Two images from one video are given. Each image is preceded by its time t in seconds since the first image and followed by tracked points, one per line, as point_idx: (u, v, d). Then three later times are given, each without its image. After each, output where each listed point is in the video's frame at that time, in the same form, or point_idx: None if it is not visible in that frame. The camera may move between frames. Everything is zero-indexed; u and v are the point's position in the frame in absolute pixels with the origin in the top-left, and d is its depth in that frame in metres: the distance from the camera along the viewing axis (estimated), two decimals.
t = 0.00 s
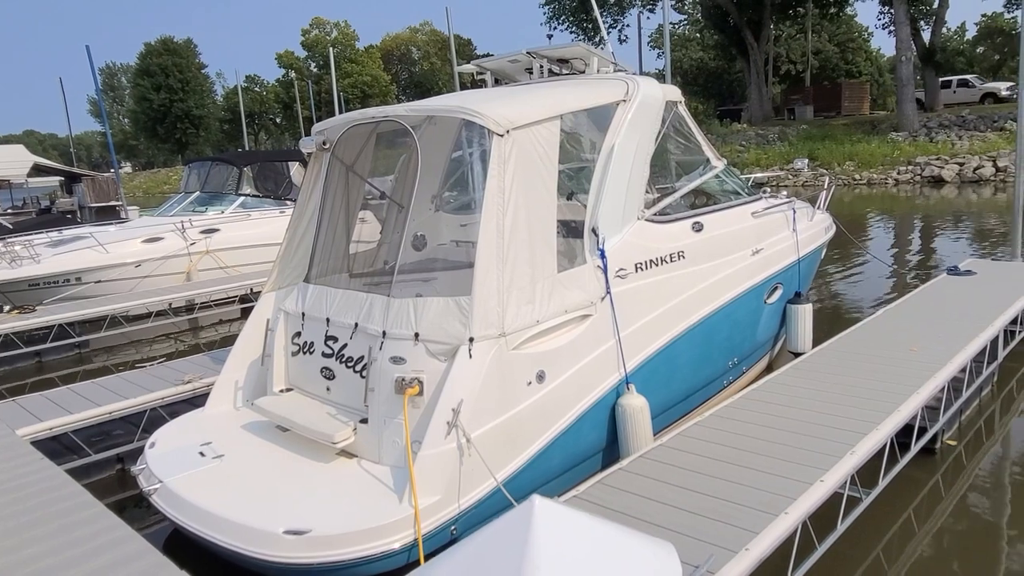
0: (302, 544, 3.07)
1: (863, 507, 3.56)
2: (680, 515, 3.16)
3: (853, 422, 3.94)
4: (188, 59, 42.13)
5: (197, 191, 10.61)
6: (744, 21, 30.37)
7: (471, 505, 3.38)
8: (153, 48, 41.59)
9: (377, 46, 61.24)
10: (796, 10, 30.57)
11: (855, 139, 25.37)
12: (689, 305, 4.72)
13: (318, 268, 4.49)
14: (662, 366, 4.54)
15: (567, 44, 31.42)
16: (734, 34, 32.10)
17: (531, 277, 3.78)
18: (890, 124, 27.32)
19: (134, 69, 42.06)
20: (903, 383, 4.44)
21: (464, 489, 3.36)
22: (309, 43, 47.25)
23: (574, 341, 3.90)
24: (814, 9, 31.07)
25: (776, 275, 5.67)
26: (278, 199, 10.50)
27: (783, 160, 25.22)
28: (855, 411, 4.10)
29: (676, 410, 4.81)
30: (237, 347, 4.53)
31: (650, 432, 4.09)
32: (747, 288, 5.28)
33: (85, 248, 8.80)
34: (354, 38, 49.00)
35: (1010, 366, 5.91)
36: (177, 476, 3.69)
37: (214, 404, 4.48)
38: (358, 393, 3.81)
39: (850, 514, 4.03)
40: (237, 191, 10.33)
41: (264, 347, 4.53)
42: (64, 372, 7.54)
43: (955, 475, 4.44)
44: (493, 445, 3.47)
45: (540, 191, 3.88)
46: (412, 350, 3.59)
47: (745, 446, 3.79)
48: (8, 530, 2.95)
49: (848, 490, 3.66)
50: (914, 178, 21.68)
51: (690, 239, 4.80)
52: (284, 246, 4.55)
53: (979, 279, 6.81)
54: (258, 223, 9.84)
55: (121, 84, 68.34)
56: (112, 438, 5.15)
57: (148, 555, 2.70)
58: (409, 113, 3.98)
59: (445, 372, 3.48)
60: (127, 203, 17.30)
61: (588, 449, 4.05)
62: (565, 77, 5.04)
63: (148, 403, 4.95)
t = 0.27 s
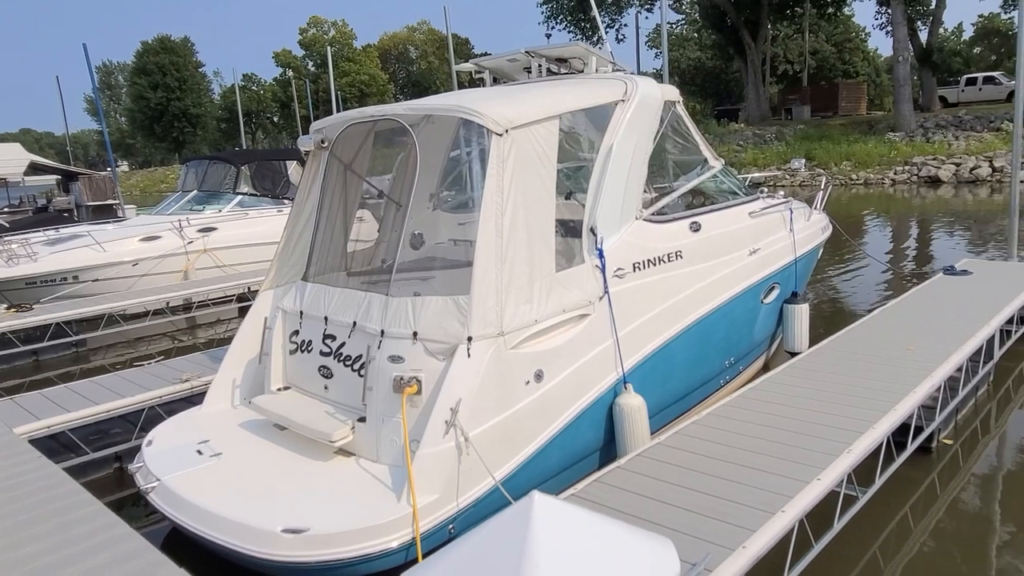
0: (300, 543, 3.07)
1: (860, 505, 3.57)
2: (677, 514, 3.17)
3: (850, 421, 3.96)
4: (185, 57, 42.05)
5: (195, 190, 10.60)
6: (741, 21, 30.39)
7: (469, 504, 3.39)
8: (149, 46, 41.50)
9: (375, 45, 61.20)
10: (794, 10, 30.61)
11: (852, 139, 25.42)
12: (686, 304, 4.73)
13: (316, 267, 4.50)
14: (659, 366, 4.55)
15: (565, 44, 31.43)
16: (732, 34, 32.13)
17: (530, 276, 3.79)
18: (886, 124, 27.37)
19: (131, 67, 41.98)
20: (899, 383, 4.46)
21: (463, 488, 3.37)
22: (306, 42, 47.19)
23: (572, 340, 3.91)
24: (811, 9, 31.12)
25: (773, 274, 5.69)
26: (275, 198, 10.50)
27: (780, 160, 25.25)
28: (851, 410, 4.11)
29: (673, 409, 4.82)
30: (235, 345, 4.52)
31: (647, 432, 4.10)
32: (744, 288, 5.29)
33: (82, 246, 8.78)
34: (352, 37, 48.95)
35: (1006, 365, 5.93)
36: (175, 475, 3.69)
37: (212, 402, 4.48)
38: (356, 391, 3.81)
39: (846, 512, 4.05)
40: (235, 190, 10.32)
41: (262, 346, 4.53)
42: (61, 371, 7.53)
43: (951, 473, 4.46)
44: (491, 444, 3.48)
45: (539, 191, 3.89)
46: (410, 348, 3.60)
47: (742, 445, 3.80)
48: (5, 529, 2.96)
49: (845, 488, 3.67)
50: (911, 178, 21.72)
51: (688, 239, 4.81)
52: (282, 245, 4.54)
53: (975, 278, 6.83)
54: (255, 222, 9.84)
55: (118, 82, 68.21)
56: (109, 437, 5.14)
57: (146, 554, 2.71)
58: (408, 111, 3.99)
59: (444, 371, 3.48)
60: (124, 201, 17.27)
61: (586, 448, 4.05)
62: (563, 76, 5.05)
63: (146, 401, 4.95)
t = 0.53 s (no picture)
0: (299, 543, 3.07)
1: (858, 503, 3.58)
2: (676, 512, 3.17)
3: (848, 419, 3.96)
4: (182, 56, 41.95)
5: (192, 188, 10.58)
6: (738, 20, 30.41)
7: (468, 503, 3.38)
8: (145, 45, 41.37)
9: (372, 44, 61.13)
10: (791, 9, 30.63)
11: (849, 138, 25.46)
12: (685, 303, 4.73)
13: (314, 265, 4.49)
14: (657, 364, 4.56)
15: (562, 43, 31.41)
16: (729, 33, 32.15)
17: (528, 275, 3.78)
18: (883, 123, 27.42)
19: (128, 65, 41.87)
20: (897, 381, 4.47)
21: (462, 487, 3.37)
22: (303, 41, 47.11)
23: (571, 339, 3.91)
24: (808, 8, 31.16)
25: (771, 273, 5.70)
26: (273, 197, 10.50)
27: (777, 159, 25.27)
28: (850, 408, 4.12)
29: (671, 408, 4.82)
30: (232, 344, 4.51)
31: (646, 431, 4.10)
32: (741, 286, 5.30)
33: (79, 245, 8.76)
34: (349, 35, 48.87)
35: (1003, 364, 5.94)
36: (173, 474, 3.68)
37: (209, 401, 4.47)
38: (354, 390, 3.81)
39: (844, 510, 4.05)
40: (232, 189, 10.30)
41: (260, 344, 4.52)
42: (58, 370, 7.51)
43: (948, 471, 4.47)
44: (490, 442, 3.48)
45: (537, 189, 3.89)
46: (409, 347, 3.60)
47: (741, 443, 3.81)
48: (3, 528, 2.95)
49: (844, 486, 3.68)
50: (907, 177, 21.76)
51: (686, 238, 4.81)
52: (280, 243, 4.53)
53: (972, 277, 6.85)
54: (253, 221, 9.83)
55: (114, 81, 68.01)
56: (107, 436, 5.13)
57: (145, 553, 2.70)
58: (407, 110, 3.98)
59: (442, 370, 3.48)
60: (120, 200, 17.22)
61: (584, 448, 4.05)
62: (561, 75, 5.05)
63: (144, 400, 4.94)
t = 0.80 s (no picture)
0: (299, 544, 3.05)
1: (860, 504, 3.58)
2: (679, 513, 3.16)
3: (849, 420, 3.96)
4: (180, 55, 41.89)
5: (190, 187, 10.56)
6: (737, 21, 30.41)
7: (469, 503, 3.38)
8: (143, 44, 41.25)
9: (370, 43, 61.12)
10: (789, 10, 30.66)
11: (847, 139, 25.48)
12: (685, 303, 4.73)
13: (315, 265, 4.48)
14: (658, 365, 4.55)
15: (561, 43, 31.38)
16: (728, 34, 32.17)
17: (530, 275, 3.77)
18: (882, 124, 27.45)
19: (125, 65, 41.77)
20: (897, 382, 4.47)
21: (463, 488, 3.36)
22: (301, 40, 47.04)
23: (573, 340, 3.90)
24: (806, 9, 31.18)
25: (771, 274, 5.70)
26: (271, 196, 10.50)
27: (776, 160, 25.27)
28: (851, 409, 4.12)
29: (672, 408, 4.82)
30: (232, 343, 4.50)
31: (646, 431, 4.09)
32: (742, 287, 5.29)
33: (77, 244, 8.73)
34: (348, 35, 48.83)
35: (1002, 365, 5.95)
36: (172, 474, 3.66)
37: (209, 401, 4.45)
38: (355, 390, 3.79)
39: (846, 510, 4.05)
40: (231, 188, 10.28)
41: (259, 344, 4.51)
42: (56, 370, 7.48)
43: (949, 471, 4.47)
44: (492, 443, 3.47)
45: (539, 190, 3.88)
46: (410, 348, 3.58)
47: (741, 444, 3.80)
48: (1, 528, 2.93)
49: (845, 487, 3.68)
50: (906, 178, 21.77)
51: (686, 238, 4.81)
52: (280, 242, 4.52)
53: (972, 278, 6.85)
54: (252, 220, 9.81)
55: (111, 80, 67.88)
56: (106, 436, 5.11)
57: (145, 553, 2.69)
58: (408, 110, 3.97)
59: (444, 370, 3.47)
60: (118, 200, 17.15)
61: (585, 448, 4.05)
62: (562, 75, 5.04)
63: (143, 400, 4.92)
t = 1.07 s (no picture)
0: (303, 546, 3.04)
1: (867, 507, 3.56)
2: (685, 516, 3.15)
3: (855, 422, 3.95)
4: (179, 55, 41.87)
5: (191, 187, 10.54)
6: (737, 22, 30.42)
7: (473, 506, 3.36)
8: (142, 44, 41.21)
9: (370, 43, 61.10)
10: (789, 11, 30.68)
11: (847, 140, 25.48)
12: (689, 305, 4.71)
13: (318, 266, 4.45)
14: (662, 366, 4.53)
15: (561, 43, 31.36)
16: (728, 34, 32.18)
17: (534, 276, 3.76)
18: (881, 125, 27.45)
19: (124, 64, 41.73)
20: (902, 383, 4.45)
21: (468, 490, 3.34)
22: (301, 40, 47.00)
23: (577, 341, 3.88)
24: (806, 10, 31.18)
25: (774, 275, 5.68)
26: (272, 196, 10.47)
27: (776, 160, 25.27)
28: (856, 411, 4.10)
29: (675, 410, 4.80)
30: (234, 344, 4.47)
31: (651, 433, 4.07)
32: (745, 288, 5.28)
33: (77, 244, 8.71)
34: (347, 35, 48.81)
35: (1006, 366, 5.94)
36: (175, 476, 3.64)
37: (211, 402, 4.43)
38: (358, 392, 3.77)
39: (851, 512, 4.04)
40: (231, 188, 10.27)
41: (262, 344, 4.49)
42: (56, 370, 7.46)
43: (954, 473, 4.46)
44: (496, 445, 3.45)
45: (543, 190, 3.86)
46: (414, 349, 3.57)
47: (747, 446, 3.78)
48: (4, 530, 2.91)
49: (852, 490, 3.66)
50: (906, 179, 21.76)
51: (690, 239, 4.80)
52: (281, 243, 4.49)
53: (975, 279, 6.84)
54: (252, 220, 9.79)
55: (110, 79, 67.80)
56: (107, 437, 5.09)
57: (149, 555, 2.67)
58: (412, 111, 3.95)
59: (448, 371, 3.45)
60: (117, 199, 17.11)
61: (589, 450, 4.03)
62: (566, 75, 5.03)
63: (145, 401, 4.90)
